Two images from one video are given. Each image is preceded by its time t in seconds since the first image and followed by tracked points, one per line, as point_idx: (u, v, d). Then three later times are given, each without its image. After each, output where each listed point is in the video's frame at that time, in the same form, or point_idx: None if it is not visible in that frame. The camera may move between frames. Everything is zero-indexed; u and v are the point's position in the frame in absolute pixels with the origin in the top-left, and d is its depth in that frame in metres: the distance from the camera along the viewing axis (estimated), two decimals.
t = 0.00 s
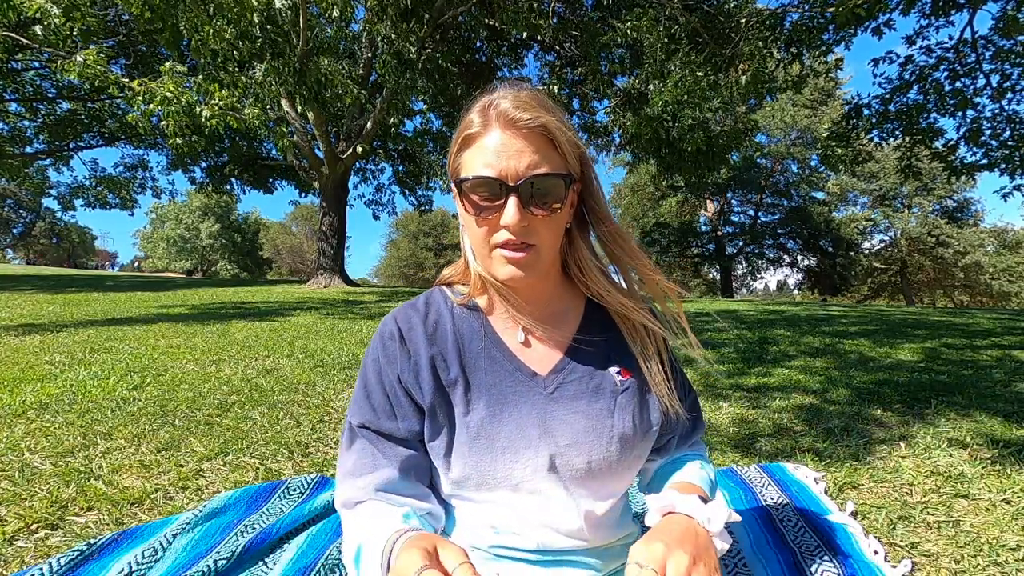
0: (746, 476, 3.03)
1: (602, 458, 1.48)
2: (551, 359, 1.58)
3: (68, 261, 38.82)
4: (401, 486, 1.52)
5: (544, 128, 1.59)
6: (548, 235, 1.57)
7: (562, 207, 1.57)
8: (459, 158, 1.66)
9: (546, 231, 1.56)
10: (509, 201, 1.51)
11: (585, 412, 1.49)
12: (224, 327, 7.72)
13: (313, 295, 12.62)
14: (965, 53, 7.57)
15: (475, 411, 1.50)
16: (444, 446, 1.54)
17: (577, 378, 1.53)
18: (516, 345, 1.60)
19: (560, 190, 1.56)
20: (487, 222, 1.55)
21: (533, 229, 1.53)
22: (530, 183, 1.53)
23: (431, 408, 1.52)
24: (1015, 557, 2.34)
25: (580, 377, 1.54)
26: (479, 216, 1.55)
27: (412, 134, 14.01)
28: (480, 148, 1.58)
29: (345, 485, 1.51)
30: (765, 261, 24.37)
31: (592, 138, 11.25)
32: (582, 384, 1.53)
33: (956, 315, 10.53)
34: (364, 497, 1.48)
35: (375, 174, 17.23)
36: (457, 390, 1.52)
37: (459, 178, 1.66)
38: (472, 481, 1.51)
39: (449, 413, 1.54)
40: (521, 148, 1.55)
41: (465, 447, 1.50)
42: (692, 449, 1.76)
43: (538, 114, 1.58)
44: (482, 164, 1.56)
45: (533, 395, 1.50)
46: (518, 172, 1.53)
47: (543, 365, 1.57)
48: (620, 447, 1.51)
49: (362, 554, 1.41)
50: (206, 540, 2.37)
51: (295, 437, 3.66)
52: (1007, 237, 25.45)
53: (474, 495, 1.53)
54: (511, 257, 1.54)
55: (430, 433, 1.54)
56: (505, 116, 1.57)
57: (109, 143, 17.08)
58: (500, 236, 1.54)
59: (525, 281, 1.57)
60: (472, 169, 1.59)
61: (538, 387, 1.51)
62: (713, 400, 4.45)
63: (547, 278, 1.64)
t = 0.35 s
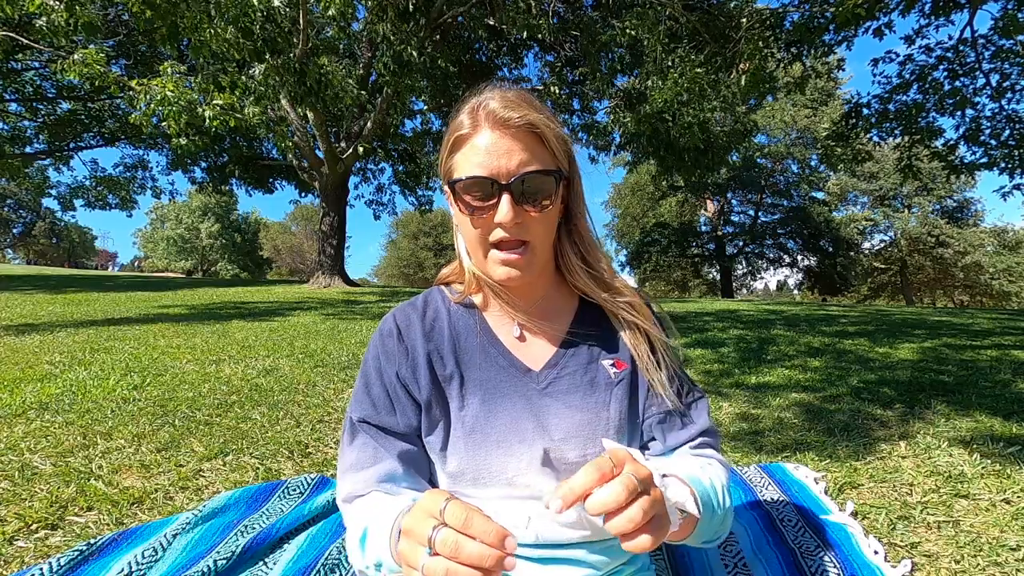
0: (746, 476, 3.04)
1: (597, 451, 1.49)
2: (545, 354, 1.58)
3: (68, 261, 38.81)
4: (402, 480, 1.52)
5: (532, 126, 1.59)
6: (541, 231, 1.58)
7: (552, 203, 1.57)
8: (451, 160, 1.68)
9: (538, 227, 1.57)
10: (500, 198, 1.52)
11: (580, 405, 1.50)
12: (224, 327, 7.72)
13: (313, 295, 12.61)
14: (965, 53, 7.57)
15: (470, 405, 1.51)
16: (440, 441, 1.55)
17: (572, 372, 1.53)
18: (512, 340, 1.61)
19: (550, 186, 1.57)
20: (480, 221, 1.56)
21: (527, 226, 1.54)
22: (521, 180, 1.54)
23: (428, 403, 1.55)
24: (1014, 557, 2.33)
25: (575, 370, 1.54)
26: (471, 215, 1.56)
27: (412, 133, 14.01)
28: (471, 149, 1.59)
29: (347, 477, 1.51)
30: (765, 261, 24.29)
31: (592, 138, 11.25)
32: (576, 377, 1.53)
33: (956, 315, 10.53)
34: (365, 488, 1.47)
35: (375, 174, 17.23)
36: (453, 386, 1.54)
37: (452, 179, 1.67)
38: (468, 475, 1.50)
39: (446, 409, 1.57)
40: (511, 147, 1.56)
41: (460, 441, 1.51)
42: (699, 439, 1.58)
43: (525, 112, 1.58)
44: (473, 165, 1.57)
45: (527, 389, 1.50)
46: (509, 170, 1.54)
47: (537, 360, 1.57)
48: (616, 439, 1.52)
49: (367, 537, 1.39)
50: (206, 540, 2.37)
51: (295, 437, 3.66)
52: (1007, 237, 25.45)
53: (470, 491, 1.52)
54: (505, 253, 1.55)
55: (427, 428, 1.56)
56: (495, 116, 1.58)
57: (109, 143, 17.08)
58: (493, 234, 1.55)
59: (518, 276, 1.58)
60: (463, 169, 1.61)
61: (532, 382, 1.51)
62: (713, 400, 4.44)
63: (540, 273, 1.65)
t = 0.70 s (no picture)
0: (746, 476, 3.04)
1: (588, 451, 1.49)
2: (536, 354, 1.58)
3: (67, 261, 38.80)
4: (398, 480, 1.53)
5: (511, 122, 1.60)
6: (526, 227, 1.58)
7: (535, 198, 1.58)
8: (435, 161, 1.70)
9: (524, 223, 1.57)
10: (483, 196, 1.53)
11: (569, 405, 1.49)
12: (224, 327, 7.72)
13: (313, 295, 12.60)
14: (965, 53, 7.57)
15: (460, 405, 1.52)
16: (432, 442, 1.56)
17: (562, 372, 1.53)
18: (502, 339, 1.62)
19: (532, 182, 1.57)
20: (465, 220, 1.57)
21: (510, 222, 1.55)
22: (502, 177, 1.55)
23: (419, 404, 1.55)
24: (1015, 557, 2.33)
25: (565, 370, 1.53)
26: (456, 215, 1.58)
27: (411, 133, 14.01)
28: (453, 150, 1.61)
29: (343, 477, 1.50)
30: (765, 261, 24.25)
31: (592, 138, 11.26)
32: (567, 377, 1.52)
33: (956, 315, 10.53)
34: (364, 487, 1.46)
35: (375, 174, 17.23)
36: (444, 386, 1.55)
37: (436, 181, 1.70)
38: (460, 476, 1.50)
39: (437, 410, 1.57)
40: (490, 145, 1.57)
41: (451, 442, 1.51)
42: (693, 438, 1.55)
43: (503, 109, 1.59)
44: (455, 165, 1.59)
45: (516, 389, 1.50)
46: (490, 168, 1.55)
47: (527, 360, 1.57)
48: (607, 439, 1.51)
49: (361, 535, 1.37)
50: (206, 540, 2.37)
51: (295, 437, 3.67)
52: (1007, 237, 25.44)
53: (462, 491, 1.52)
54: (491, 251, 1.57)
55: (418, 429, 1.56)
56: (474, 116, 1.60)
57: (109, 143, 17.09)
58: (478, 231, 1.56)
59: (506, 273, 1.59)
60: (446, 170, 1.63)
61: (522, 382, 1.51)
62: (713, 400, 4.44)
63: (529, 269, 1.65)
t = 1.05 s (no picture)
0: (746, 476, 3.04)
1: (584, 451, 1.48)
2: (531, 354, 1.59)
3: (67, 261, 38.78)
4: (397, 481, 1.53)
5: (503, 121, 1.61)
6: (521, 224, 1.58)
7: (528, 196, 1.58)
8: (427, 161, 1.71)
9: (517, 220, 1.58)
10: (478, 193, 1.54)
11: (565, 405, 1.49)
12: (224, 327, 7.72)
13: (313, 295, 12.61)
14: (965, 53, 7.57)
15: (456, 405, 1.52)
16: (430, 444, 1.55)
17: (558, 371, 1.53)
18: (498, 339, 1.62)
19: (525, 179, 1.58)
20: (459, 218, 1.57)
21: (505, 219, 1.55)
22: (496, 174, 1.55)
23: (417, 405, 1.55)
24: (1014, 557, 2.33)
25: (560, 369, 1.53)
26: (450, 213, 1.58)
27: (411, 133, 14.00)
28: (447, 148, 1.62)
29: (341, 479, 1.50)
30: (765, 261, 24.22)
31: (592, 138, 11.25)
32: (562, 376, 1.52)
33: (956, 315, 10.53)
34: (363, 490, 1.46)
35: (375, 174, 17.21)
36: (440, 387, 1.55)
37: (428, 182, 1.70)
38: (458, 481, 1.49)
39: (434, 411, 1.57)
40: (483, 143, 1.58)
41: (447, 443, 1.51)
42: (689, 434, 1.54)
43: (495, 108, 1.61)
44: (449, 163, 1.60)
45: (512, 389, 1.50)
46: (484, 165, 1.56)
47: (522, 360, 1.57)
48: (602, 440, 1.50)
49: (357, 536, 1.36)
50: (206, 540, 2.37)
51: (295, 437, 3.67)
52: (1007, 237, 25.42)
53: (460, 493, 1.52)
54: (486, 249, 1.56)
55: (416, 430, 1.56)
56: (466, 114, 1.61)
57: (109, 143, 17.10)
58: (472, 229, 1.56)
59: (500, 271, 1.58)
60: (438, 168, 1.63)
61: (518, 382, 1.51)
62: (714, 399, 4.44)
63: (523, 267, 1.65)
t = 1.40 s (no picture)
0: (746, 476, 3.04)
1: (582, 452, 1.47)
2: (530, 355, 1.59)
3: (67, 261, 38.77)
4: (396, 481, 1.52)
5: (501, 118, 1.62)
6: (520, 222, 1.58)
7: (526, 195, 1.58)
8: (426, 160, 1.71)
9: (515, 218, 1.58)
10: (476, 191, 1.54)
11: (565, 405, 1.49)
12: (224, 327, 7.72)
13: (313, 295, 12.60)
14: (965, 53, 7.58)
15: (456, 405, 1.52)
16: (430, 444, 1.55)
17: (557, 372, 1.53)
18: (497, 340, 1.62)
19: (523, 178, 1.59)
20: (457, 216, 1.57)
21: (504, 217, 1.55)
22: (495, 172, 1.56)
23: (417, 405, 1.55)
24: (1015, 557, 2.33)
25: (559, 370, 1.53)
26: (449, 212, 1.58)
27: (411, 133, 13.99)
28: (446, 146, 1.62)
29: (341, 479, 1.49)
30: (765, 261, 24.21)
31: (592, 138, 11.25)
32: (562, 377, 1.52)
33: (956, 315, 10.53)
34: (363, 490, 1.45)
35: (376, 174, 17.20)
36: (440, 388, 1.55)
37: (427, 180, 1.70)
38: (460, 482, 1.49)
39: (434, 412, 1.57)
40: (482, 141, 1.59)
41: (447, 444, 1.51)
42: (686, 436, 1.53)
43: (494, 106, 1.61)
44: (449, 161, 1.60)
45: (512, 390, 1.51)
46: (483, 163, 1.57)
47: (522, 361, 1.57)
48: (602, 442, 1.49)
49: (357, 536, 1.35)
50: (206, 540, 2.37)
51: (295, 437, 3.66)
52: (1007, 237, 25.41)
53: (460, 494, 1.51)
54: (484, 247, 1.56)
55: (417, 431, 1.56)
56: (465, 113, 1.62)
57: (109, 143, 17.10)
58: (471, 227, 1.56)
59: (499, 269, 1.58)
60: (437, 166, 1.63)
61: (517, 383, 1.51)
62: (713, 400, 4.44)
63: (522, 267, 1.65)
